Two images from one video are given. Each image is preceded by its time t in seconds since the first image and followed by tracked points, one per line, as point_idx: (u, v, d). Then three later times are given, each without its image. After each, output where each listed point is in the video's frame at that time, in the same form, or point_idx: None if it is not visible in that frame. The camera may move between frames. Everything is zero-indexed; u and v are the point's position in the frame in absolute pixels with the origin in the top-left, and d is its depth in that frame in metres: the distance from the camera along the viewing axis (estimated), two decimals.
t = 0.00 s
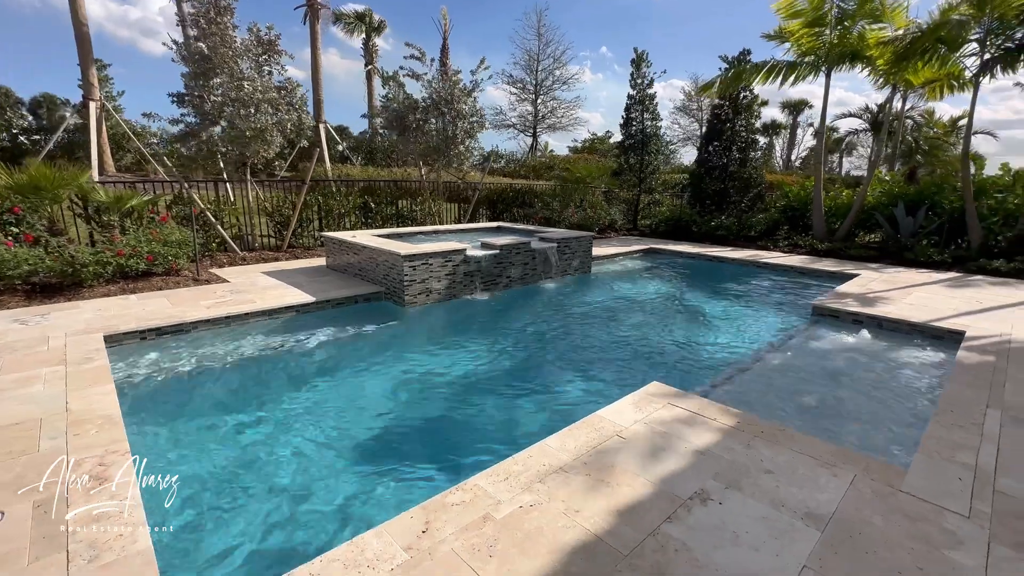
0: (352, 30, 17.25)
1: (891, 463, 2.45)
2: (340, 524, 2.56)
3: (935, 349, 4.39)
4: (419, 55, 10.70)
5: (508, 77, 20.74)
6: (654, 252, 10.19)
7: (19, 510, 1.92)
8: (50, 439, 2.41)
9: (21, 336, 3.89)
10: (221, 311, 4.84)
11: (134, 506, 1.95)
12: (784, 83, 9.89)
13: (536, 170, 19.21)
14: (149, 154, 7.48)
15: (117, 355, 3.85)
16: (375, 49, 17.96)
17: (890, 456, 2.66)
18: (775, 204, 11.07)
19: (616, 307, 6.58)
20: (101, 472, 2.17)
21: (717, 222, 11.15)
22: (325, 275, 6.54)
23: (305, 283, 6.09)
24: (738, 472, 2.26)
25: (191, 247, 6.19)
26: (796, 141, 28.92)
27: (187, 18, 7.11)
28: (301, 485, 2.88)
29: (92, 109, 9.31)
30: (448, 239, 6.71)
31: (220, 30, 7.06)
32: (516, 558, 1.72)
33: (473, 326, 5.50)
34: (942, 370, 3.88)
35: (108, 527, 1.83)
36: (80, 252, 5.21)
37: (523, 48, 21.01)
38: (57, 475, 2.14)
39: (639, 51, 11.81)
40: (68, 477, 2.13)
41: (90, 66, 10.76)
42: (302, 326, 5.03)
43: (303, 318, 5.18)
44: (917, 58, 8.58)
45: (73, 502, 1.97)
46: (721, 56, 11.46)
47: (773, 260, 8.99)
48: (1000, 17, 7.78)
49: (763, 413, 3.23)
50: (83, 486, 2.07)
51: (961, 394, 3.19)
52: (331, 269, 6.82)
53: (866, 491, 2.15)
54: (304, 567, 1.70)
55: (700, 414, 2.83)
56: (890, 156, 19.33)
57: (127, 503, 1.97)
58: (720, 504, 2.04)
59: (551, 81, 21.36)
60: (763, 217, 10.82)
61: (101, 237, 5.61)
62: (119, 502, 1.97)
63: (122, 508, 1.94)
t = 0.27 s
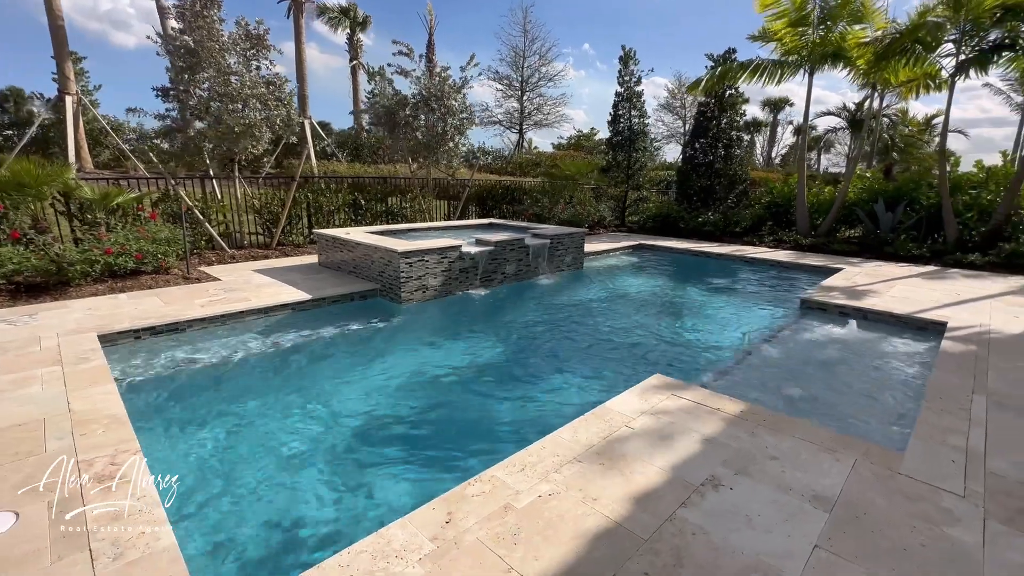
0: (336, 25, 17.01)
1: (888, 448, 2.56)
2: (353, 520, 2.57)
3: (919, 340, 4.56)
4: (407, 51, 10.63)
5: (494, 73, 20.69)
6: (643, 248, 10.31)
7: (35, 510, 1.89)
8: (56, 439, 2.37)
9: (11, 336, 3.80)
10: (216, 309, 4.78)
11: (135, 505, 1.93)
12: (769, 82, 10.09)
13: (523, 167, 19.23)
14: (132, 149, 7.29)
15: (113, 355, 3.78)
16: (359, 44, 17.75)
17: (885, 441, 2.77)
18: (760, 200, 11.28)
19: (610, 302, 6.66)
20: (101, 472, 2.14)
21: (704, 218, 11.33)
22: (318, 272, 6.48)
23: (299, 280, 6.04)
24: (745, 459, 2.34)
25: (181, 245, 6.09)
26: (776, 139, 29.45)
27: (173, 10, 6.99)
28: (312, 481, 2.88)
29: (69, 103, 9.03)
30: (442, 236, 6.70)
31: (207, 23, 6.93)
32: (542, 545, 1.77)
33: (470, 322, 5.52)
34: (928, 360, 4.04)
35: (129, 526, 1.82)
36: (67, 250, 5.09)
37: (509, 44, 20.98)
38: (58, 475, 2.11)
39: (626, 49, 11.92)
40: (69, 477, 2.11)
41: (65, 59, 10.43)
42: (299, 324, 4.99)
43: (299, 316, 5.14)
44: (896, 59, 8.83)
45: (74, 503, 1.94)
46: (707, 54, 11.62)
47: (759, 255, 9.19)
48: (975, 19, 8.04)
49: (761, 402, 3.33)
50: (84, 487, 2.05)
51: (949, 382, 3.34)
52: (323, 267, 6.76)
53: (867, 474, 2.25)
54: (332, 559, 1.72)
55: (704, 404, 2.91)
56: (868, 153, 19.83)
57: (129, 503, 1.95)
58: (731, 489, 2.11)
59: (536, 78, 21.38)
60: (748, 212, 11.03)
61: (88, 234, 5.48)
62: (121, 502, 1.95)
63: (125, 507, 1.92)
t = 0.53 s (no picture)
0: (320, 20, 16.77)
1: (885, 436, 2.66)
2: (366, 519, 2.58)
3: (905, 332, 4.71)
4: (395, 47, 10.55)
5: (480, 70, 20.62)
6: (633, 245, 10.42)
7: (48, 514, 1.86)
8: (61, 443, 2.33)
9: None
10: (210, 309, 4.70)
11: (136, 505, 1.92)
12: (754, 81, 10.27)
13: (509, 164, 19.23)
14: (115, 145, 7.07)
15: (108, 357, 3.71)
16: (343, 40, 17.52)
17: (880, 429, 2.88)
18: (745, 197, 11.49)
19: (603, 298, 6.73)
20: (101, 472, 2.12)
21: (691, 215, 11.49)
22: (310, 271, 6.42)
23: (292, 279, 5.97)
24: (753, 449, 2.41)
25: (169, 243, 5.98)
26: (757, 137, 29.94)
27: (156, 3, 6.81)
28: (321, 481, 2.88)
29: (44, 98, 8.75)
30: (436, 233, 6.69)
31: (192, 17, 6.81)
32: (565, 536, 1.81)
33: (467, 320, 5.53)
34: (915, 351, 4.18)
35: (148, 527, 1.80)
36: (52, 249, 4.96)
37: (494, 42, 20.92)
38: (58, 475, 2.09)
39: (613, 47, 12.01)
40: (69, 477, 2.09)
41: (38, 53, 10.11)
42: (295, 324, 4.95)
43: (294, 315, 5.08)
44: (875, 60, 9.07)
45: (75, 503, 1.92)
46: (693, 53, 11.76)
47: (746, 251, 9.36)
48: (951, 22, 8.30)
49: (760, 394, 3.41)
50: (84, 486, 2.03)
51: (937, 372, 3.47)
52: (315, 266, 6.69)
53: (869, 461, 2.34)
54: (358, 555, 1.73)
55: (708, 396, 2.98)
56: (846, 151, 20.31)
57: (131, 503, 1.93)
58: (742, 479, 2.18)
59: (522, 75, 21.38)
60: (734, 209, 11.23)
61: (73, 234, 5.34)
62: (122, 502, 1.93)
63: (126, 506, 1.91)
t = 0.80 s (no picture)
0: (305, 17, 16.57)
1: (881, 428, 2.74)
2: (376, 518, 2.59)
3: (892, 327, 4.85)
4: (384, 46, 10.49)
5: (468, 68, 20.55)
6: (623, 243, 10.51)
7: (59, 518, 1.84)
8: (65, 447, 2.30)
9: None
10: (204, 310, 4.64)
11: (135, 506, 1.92)
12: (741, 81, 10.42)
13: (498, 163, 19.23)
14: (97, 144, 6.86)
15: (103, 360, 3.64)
16: (329, 37, 17.34)
17: (875, 420, 2.97)
18: (732, 195, 11.67)
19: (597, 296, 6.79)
20: (101, 472, 2.13)
21: (680, 213, 11.62)
22: (304, 271, 6.36)
23: (285, 279, 5.91)
24: (757, 442, 2.48)
25: (159, 244, 5.87)
26: (741, 136, 30.35)
27: None
28: (328, 482, 2.88)
29: (22, 95, 8.52)
30: (430, 233, 6.67)
31: (178, 12, 6.63)
32: (581, 530, 1.84)
33: (464, 319, 5.54)
34: (903, 345, 4.31)
35: (165, 531, 1.78)
36: (39, 250, 4.85)
37: (482, 40, 20.88)
38: (58, 475, 2.09)
39: (602, 47, 12.07)
40: (69, 477, 2.09)
41: (15, 48, 9.85)
42: (291, 324, 4.91)
43: (290, 315, 5.04)
44: (858, 61, 9.28)
45: (74, 503, 1.93)
46: (680, 53, 11.88)
47: (734, 249, 9.51)
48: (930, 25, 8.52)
49: (758, 388, 3.49)
50: (84, 486, 2.03)
51: (926, 365, 3.59)
52: (308, 265, 6.63)
53: (868, 452, 2.42)
54: (378, 553, 1.75)
55: (708, 391, 3.04)
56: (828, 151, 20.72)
57: (130, 503, 1.94)
58: (748, 471, 2.24)
59: (510, 74, 21.37)
60: (722, 208, 11.39)
61: (59, 234, 5.22)
62: (121, 502, 1.93)
63: (125, 507, 1.91)
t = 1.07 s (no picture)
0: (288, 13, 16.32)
1: (875, 418, 2.85)
2: (388, 516, 2.60)
3: (877, 321, 5.02)
4: (371, 44, 10.41)
5: (453, 67, 20.48)
6: (612, 241, 10.62)
7: (73, 523, 1.81)
8: (70, 452, 2.26)
9: None
10: (197, 311, 4.57)
11: (135, 506, 1.92)
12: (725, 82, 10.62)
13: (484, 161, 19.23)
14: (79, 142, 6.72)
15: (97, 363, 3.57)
16: (313, 34, 17.11)
17: (868, 411, 3.08)
18: (717, 193, 11.86)
19: (589, 294, 6.86)
20: (101, 472, 2.12)
21: (666, 211, 11.79)
22: (295, 271, 6.29)
23: (277, 279, 5.84)
24: (760, 433, 2.55)
25: (146, 245, 5.76)
26: (722, 135, 30.84)
27: None
28: (337, 481, 2.87)
29: None
30: (423, 232, 6.66)
31: (161, 8, 6.54)
32: (599, 522, 1.89)
33: (460, 317, 5.56)
34: (888, 339, 4.47)
35: (185, 533, 1.77)
36: (23, 252, 4.71)
37: (466, 38, 20.82)
38: (58, 475, 2.09)
39: (589, 46, 12.16)
40: (69, 477, 2.09)
41: None
42: (286, 325, 4.86)
43: (285, 316, 5.00)
44: (839, 63, 9.53)
45: (73, 503, 1.92)
46: (666, 53, 12.03)
47: (720, 246, 9.69)
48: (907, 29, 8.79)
49: (754, 382, 3.58)
50: (84, 487, 2.03)
51: (913, 358, 3.73)
52: (299, 266, 6.56)
53: (865, 442, 2.52)
54: (402, 549, 1.77)
55: (709, 386, 3.12)
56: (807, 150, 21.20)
57: (130, 503, 1.94)
58: (755, 461, 2.31)
59: (495, 73, 21.37)
60: (707, 206, 11.58)
61: (43, 235, 5.08)
62: (121, 502, 1.93)
63: (125, 507, 1.91)
